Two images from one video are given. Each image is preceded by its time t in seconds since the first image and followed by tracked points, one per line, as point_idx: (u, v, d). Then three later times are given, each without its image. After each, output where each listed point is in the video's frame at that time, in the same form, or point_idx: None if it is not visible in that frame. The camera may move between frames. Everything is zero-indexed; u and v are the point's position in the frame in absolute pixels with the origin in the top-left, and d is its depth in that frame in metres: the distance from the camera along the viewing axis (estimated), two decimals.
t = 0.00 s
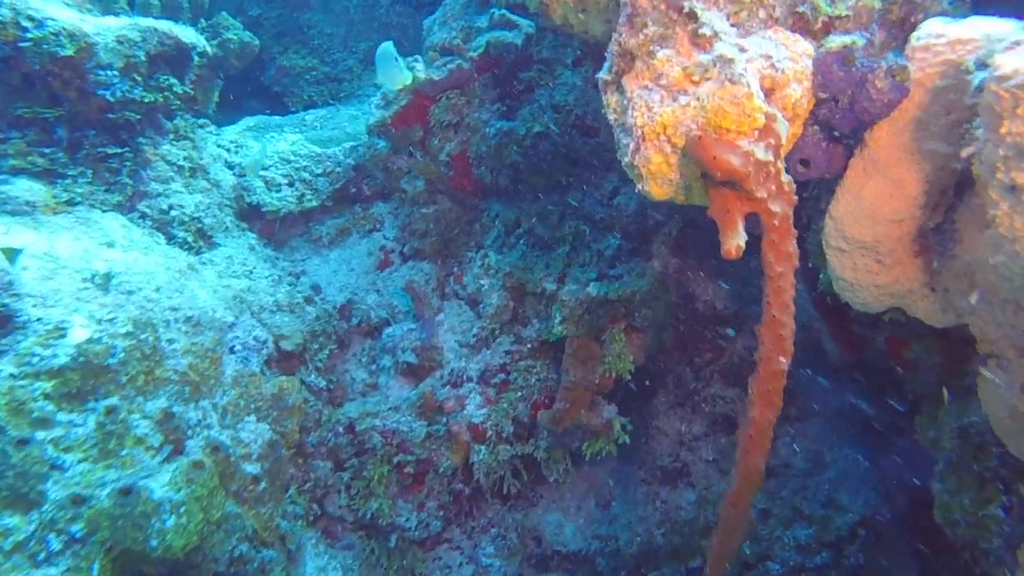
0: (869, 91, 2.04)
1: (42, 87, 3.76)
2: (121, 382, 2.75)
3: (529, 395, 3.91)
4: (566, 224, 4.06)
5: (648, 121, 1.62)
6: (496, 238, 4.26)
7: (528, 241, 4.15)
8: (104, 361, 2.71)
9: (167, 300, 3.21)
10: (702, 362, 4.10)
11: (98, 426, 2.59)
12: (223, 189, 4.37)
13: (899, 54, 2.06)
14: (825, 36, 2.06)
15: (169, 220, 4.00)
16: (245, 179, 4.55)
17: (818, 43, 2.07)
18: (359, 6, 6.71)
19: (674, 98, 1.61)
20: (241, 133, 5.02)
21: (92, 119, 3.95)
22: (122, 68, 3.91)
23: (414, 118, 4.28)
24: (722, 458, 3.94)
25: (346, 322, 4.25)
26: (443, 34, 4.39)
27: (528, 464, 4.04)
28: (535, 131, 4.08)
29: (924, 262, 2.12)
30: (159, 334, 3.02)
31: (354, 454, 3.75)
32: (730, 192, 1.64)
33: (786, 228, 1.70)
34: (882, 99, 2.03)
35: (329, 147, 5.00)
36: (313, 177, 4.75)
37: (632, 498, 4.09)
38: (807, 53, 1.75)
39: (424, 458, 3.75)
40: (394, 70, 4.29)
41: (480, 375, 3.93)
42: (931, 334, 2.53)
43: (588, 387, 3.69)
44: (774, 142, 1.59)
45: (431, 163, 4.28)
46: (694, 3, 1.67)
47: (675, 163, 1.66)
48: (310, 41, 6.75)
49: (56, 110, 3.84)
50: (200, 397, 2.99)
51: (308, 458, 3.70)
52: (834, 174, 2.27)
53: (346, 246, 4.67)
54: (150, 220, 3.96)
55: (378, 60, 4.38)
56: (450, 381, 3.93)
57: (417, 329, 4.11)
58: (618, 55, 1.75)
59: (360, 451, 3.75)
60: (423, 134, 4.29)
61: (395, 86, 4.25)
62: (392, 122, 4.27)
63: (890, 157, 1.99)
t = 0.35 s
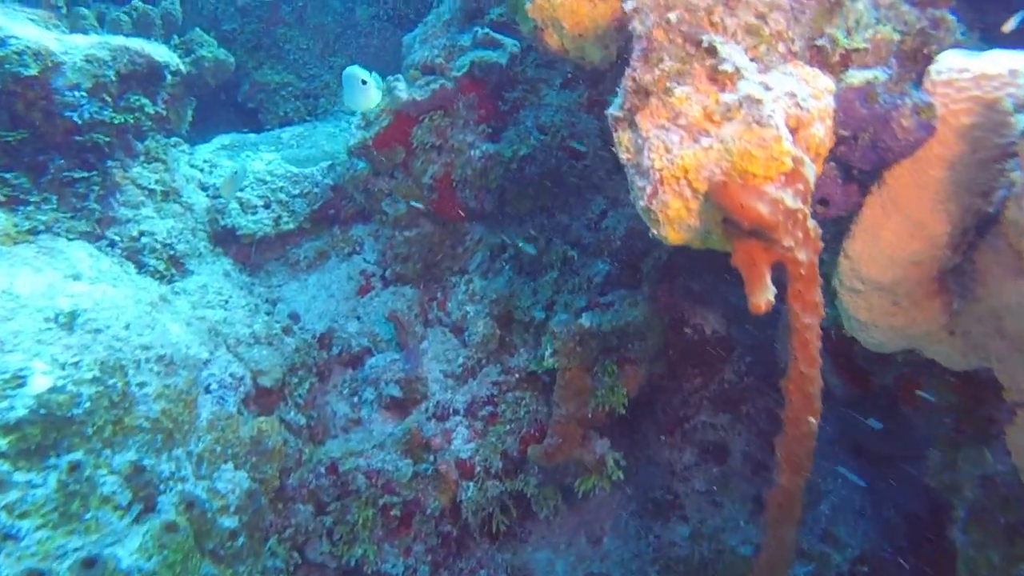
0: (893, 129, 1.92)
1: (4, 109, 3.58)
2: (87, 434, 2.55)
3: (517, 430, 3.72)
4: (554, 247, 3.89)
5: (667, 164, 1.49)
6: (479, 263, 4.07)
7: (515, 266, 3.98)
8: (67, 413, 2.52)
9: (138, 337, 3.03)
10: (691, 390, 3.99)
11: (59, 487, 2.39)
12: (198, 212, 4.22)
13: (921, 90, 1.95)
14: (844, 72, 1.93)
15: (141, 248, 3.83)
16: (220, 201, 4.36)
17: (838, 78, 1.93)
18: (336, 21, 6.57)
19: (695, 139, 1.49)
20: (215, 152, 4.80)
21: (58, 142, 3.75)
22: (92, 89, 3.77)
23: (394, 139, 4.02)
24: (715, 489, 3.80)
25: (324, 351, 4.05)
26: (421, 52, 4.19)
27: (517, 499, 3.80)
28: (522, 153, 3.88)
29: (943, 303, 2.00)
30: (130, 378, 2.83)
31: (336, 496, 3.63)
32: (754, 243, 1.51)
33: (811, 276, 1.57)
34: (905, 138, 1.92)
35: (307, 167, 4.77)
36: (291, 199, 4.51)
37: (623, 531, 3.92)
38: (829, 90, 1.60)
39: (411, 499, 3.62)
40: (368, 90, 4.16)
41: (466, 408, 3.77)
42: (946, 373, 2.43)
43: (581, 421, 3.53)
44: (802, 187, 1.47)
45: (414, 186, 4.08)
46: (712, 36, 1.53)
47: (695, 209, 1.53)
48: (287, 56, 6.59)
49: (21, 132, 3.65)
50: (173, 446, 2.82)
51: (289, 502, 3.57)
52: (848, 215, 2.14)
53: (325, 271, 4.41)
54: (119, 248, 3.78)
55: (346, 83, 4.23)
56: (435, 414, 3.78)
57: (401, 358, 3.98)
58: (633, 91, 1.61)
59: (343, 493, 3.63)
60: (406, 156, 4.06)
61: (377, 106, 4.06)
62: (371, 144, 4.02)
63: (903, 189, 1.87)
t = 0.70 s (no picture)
0: (944, 189, 1.77)
1: None
2: (45, 497, 2.46)
3: (510, 471, 3.53)
4: (549, 283, 3.79)
5: (708, 229, 1.38)
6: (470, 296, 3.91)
7: (508, 300, 3.84)
8: (23, 474, 2.42)
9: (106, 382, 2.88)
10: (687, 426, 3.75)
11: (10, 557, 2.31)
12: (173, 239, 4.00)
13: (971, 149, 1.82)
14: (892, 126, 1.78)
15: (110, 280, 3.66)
16: (196, 228, 4.13)
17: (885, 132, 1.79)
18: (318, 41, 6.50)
19: (739, 202, 1.37)
20: (192, 175, 4.62)
21: (21, 168, 3.54)
22: (59, 114, 3.56)
23: (384, 169, 3.88)
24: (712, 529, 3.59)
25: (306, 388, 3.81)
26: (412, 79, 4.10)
27: (507, 543, 3.53)
28: (518, 185, 3.77)
29: (979, 364, 1.92)
30: (96, 431, 2.70)
31: (319, 546, 3.35)
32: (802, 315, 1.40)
33: (858, 348, 1.46)
34: (957, 198, 1.77)
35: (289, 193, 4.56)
36: (273, 227, 4.30)
37: (617, 575, 3.54)
38: (876, 146, 1.51)
39: (399, 547, 3.36)
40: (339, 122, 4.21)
41: (455, 449, 3.60)
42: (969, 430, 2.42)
43: (578, 464, 3.39)
44: (855, 256, 1.37)
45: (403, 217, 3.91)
46: (757, 89, 1.42)
47: (737, 276, 1.40)
48: (267, 76, 6.43)
49: None
50: (143, 504, 2.72)
51: (268, 554, 3.28)
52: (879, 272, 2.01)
53: (307, 301, 4.21)
54: (87, 280, 3.60)
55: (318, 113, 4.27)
56: (425, 455, 3.60)
57: (388, 398, 3.72)
58: (669, 145, 1.50)
59: (328, 542, 3.35)
60: (395, 186, 3.90)
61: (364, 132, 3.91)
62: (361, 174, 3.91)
63: (936, 254, 1.86)
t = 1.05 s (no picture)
0: (996, 247, 1.83)
1: None
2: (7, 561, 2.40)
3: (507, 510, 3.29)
4: (549, 315, 3.68)
5: (754, 292, 1.27)
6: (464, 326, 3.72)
7: (505, 331, 3.68)
8: None
9: (79, 427, 2.78)
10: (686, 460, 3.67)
11: None
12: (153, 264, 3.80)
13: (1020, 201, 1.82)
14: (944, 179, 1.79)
15: (85, 310, 3.48)
16: (179, 253, 3.95)
17: (936, 184, 1.79)
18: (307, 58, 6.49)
19: (788, 264, 1.26)
20: (174, 198, 4.42)
21: None
22: (33, 135, 3.37)
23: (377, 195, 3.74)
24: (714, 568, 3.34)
25: (294, 422, 3.64)
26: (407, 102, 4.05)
27: None
28: (517, 216, 3.63)
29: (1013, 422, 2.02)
30: (67, 484, 2.61)
31: None
32: (853, 385, 1.30)
33: (909, 420, 1.36)
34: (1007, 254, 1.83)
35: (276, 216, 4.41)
36: (260, 251, 4.11)
37: None
38: (927, 201, 1.41)
39: None
40: (313, 153, 4.16)
41: (451, 487, 3.38)
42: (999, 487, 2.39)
43: (579, 505, 3.20)
44: (912, 324, 1.26)
45: (397, 245, 3.77)
46: (806, 140, 1.32)
47: (784, 343, 1.29)
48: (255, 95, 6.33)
49: None
50: (117, 562, 2.62)
51: None
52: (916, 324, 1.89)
53: (294, 329, 4.04)
54: (61, 310, 3.45)
55: (295, 145, 4.24)
56: (417, 492, 3.39)
57: (379, 433, 3.56)
58: (710, 200, 1.39)
59: None
60: (389, 213, 3.75)
61: (357, 156, 3.79)
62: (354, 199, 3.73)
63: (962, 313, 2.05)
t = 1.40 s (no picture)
0: None
1: None
2: None
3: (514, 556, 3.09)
4: (558, 349, 3.53)
5: (831, 367, 1.24)
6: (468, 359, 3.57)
7: (510, 364, 3.51)
8: None
9: (62, 474, 2.63)
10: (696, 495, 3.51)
11: None
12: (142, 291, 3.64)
13: None
14: None
15: (71, 339, 3.30)
16: (171, 280, 3.80)
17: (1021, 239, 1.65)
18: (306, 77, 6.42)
19: (870, 338, 1.22)
20: (166, 220, 4.26)
21: None
22: (21, 158, 3.20)
23: (379, 223, 3.58)
24: None
25: (289, 457, 3.46)
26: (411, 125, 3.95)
27: None
28: (527, 247, 3.48)
29: None
30: (47, 541, 2.46)
31: None
32: (937, 468, 1.24)
33: (996, 504, 1.28)
34: None
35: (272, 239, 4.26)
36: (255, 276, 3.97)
37: None
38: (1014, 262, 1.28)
39: None
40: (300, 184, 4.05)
41: (453, 529, 3.20)
42: None
43: (589, 551, 3.08)
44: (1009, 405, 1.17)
45: (400, 275, 3.63)
46: (887, 199, 1.27)
47: (859, 421, 1.25)
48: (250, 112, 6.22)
49: None
50: None
51: None
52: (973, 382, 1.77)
53: (288, 359, 3.85)
54: (45, 342, 3.25)
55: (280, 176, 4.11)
56: (419, 533, 3.21)
57: (379, 471, 3.40)
58: (780, 261, 1.36)
59: None
60: (393, 241, 3.61)
61: (359, 180, 3.65)
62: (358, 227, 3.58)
63: None
